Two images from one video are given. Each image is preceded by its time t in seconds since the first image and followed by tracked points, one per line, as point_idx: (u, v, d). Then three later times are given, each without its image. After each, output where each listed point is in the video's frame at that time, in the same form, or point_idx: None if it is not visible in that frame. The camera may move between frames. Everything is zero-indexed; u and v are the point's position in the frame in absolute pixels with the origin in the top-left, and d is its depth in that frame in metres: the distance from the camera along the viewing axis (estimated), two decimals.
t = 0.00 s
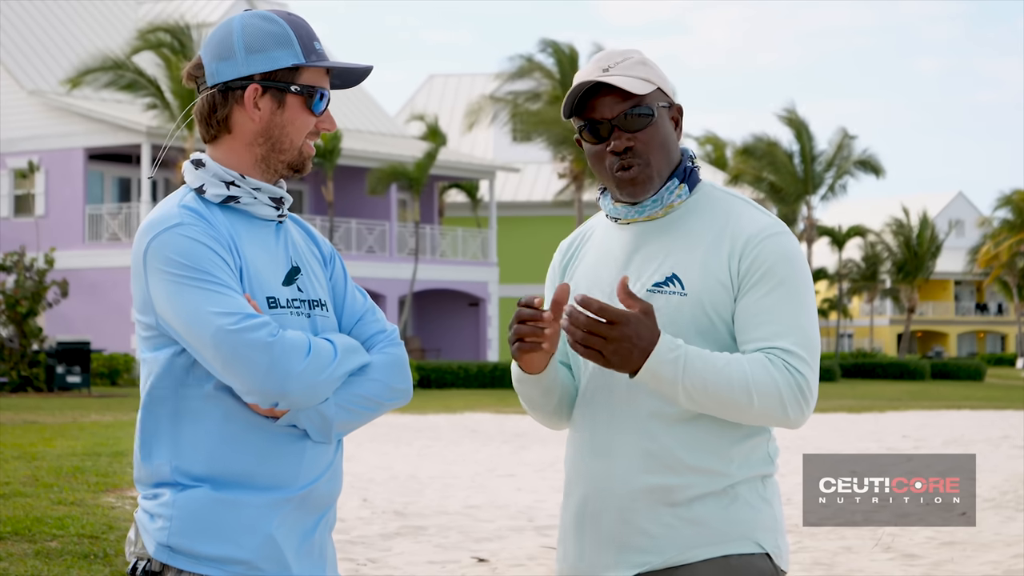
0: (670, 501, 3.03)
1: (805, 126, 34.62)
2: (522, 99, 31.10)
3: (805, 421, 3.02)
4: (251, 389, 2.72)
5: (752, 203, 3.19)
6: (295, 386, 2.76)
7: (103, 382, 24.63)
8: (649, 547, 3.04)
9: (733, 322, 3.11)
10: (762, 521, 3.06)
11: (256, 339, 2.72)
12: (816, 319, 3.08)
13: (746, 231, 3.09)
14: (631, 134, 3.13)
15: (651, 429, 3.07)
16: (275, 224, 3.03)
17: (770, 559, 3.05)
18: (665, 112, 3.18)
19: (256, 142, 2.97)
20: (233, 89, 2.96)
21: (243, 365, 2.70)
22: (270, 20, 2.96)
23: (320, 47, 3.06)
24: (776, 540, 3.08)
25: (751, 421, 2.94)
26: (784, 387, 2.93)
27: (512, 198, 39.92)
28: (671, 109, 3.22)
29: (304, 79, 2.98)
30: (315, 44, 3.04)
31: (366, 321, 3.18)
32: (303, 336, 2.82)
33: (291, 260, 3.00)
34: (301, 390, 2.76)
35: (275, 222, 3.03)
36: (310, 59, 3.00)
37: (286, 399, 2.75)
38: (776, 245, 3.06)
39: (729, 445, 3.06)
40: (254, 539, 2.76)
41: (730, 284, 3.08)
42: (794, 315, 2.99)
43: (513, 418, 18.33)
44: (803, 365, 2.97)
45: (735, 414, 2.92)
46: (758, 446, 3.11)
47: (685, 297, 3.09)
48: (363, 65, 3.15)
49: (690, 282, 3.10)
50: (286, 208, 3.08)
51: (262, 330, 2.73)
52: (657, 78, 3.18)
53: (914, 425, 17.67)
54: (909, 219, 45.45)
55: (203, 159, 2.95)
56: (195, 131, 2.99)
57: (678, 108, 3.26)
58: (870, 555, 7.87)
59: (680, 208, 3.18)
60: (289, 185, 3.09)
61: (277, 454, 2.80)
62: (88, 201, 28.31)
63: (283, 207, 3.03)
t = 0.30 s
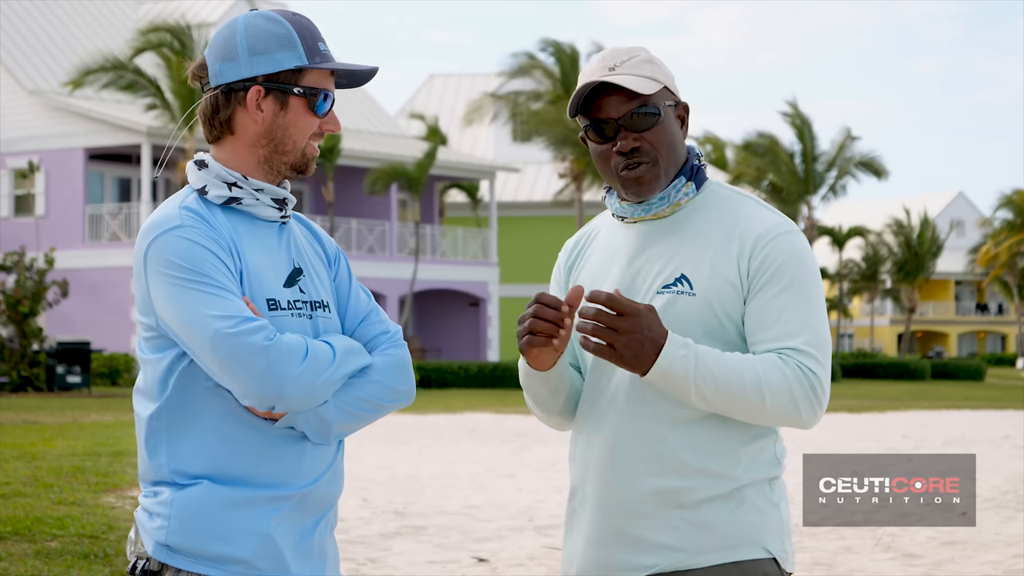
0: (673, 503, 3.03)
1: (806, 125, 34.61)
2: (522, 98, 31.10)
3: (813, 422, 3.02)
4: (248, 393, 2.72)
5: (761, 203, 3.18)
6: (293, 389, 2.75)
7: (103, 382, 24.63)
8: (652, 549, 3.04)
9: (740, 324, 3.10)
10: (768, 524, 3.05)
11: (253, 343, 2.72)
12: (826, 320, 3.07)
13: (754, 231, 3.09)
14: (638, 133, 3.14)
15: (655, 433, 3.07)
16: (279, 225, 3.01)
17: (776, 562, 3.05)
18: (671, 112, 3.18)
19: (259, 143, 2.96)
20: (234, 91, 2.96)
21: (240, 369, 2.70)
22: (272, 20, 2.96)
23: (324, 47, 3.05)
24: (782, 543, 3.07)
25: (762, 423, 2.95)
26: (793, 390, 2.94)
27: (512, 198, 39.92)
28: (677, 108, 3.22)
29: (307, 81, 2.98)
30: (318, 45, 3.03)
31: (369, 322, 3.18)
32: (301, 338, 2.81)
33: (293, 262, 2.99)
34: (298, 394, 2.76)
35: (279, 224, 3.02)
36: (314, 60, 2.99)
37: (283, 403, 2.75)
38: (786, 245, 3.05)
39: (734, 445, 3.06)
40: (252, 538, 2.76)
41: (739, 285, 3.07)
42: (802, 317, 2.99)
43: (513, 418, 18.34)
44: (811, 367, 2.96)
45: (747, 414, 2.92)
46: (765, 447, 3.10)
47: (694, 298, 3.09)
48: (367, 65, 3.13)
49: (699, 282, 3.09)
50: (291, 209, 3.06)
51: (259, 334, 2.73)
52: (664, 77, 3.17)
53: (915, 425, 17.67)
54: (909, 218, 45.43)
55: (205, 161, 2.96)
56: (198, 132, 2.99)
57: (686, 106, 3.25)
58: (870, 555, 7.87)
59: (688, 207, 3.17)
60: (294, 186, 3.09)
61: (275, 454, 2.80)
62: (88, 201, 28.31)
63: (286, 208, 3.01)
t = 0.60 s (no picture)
0: (681, 504, 3.03)
1: (807, 124, 34.64)
2: (523, 97, 31.10)
3: (828, 425, 3.02)
4: (244, 393, 2.71)
5: (771, 201, 3.17)
6: (289, 389, 2.75)
7: (103, 382, 24.63)
8: (661, 551, 3.04)
9: (751, 324, 3.10)
10: (779, 524, 3.04)
11: (247, 343, 2.72)
12: (840, 322, 3.06)
13: (766, 231, 3.08)
14: (650, 131, 3.14)
15: (661, 434, 3.07)
16: (280, 225, 3.01)
17: (789, 564, 3.05)
18: (686, 108, 3.18)
19: (260, 142, 2.96)
20: (237, 89, 2.95)
21: (236, 369, 2.70)
22: (276, 20, 2.96)
23: (328, 47, 3.05)
24: (792, 545, 3.07)
25: (776, 426, 2.95)
26: (808, 394, 2.94)
27: (512, 198, 39.94)
28: (690, 105, 3.21)
29: (308, 80, 2.98)
30: (321, 45, 3.03)
31: (371, 321, 3.17)
32: (298, 338, 2.81)
33: (294, 261, 2.98)
34: (295, 393, 2.76)
35: (279, 223, 3.01)
36: (315, 60, 2.99)
37: (279, 402, 2.75)
38: (798, 245, 3.04)
39: (743, 448, 3.05)
40: (251, 538, 2.75)
41: (750, 284, 3.07)
42: (813, 317, 2.98)
43: (513, 418, 18.34)
44: (823, 370, 2.96)
45: (758, 423, 2.93)
46: (777, 449, 3.10)
47: (705, 298, 3.08)
48: (369, 67, 3.13)
49: (710, 283, 3.08)
50: (291, 209, 3.06)
51: (254, 333, 2.73)
52: (678, 73, 3.17)
53: (915, 424, 17.67)
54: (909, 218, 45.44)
55: (208, 159, 2.95)
56: (200, 131, 2.98)
57: (698, 103, 3.24)
58: (870, 555, 7.86)
59: (698, 206, 3.17)
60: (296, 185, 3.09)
61: (274, 453, 2.79)
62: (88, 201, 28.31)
63: (288, 208, 3.01)
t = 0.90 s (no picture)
0: (688, 507, 3.03)
1: (809, 124, 34.69)
2: (523, 96, 31.11)
3: (843, 427, 3.01)
4: (246, 392, 2.71)
5: (784, 201, 3.17)
6: (290, 388, 2.75)
7: (105, 382, 24.64)
8: (668, 553, 3.05)
9: (764, 326, 3.09)
10: (789, 527, 3.03)
11: (248, 342, 2.71)
12: (855, 323, 3.05)
13: (779, 232, 3.08)
14: (646, 138, 3.13)
15: (668, 435, 3.07)
16: (281, 225, 3.00)
17: (799, 567, 3.03)
18: (687, 110, 3.16)
19: (258, 143, 2.96)
20: (234, 91, 2.95)
21: (237, 369, 2.70)
22: (273, 21, 2.95)
23: (327, 48, 3.04)
24: (804, 549, 3.05)
25: (794, 428, 2.94)
26: (825, 394, 2.93)
27: (513, 198, 40.00)
28: (694, 105, 3.19)
29: (306, 82, 2.97)
30: (320, 46, 3.02)
31: (375, 320, 3.16)
32: (299, 338, 2.81)
33: (296, 260, 2.97)
34: (296, 393, 2.75)
35: (280, 224, 3.00)
36: (313, 61, 2.98)
37: (280, 402, 2.74)
38: (812, 246, 3.03)
39: (753, 449, 3.04)
40: (253, 538, 2.75)
41: (763, 287, 3.07)
42: (827, 318, 2.97)
43: (514, 419, 18.34)
44: (839, 371, 2.96)
45: (779, 423, 2.92)
46: (789, 451, 3.09)
47: (717, 301, 3.08)
48: (371, 67, 3.11)
49: (723, 285, 3.08)
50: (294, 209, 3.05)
51: (254, 334, 2.72)
52: (677, 76, 3.15)
53: (916, 425, 17.65)
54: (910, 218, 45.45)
55: (207, 161, 2.95)
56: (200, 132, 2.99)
57: (705, 103, 3.22)
58: (871, 555, 7.85)
59: (709, 208, 3.17)
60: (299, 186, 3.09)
61: (276, 454, 2.79)
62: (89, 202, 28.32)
63: (289, 208, 3.00)
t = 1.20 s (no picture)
0: (687, 506, 3.03)
1: (809, 123, 34.70)
2: (523, 96, 31.11)
3: (837, 427, 3.02)
4: (245, 392, 2.71)
5: (786, 201, 3.16)
6: (288, 389, 2.75)
7: (104, 381, 24.62)
8: (667, 551, 3.05)
9: (764, 326, 3.10)
10: (786, 528, 3.03)
11: (246, 343, 2.71)
12: (853, 326, 3.06)
13: (783, 232, 3.07)
14: (654, 134, 3.13)
15: (668, 433, 3.08)
16: (281, 224, 3.00)
17: (796, 568, 3.03)
18: (696, 107, 3.15)
19: (258, 142, 2.96)
20: (234, 90, 2.96)
21: (236, 370, 2.70)
22: (272, 19, 2.94)
23: (327, 45, 3.04)
24: (802, 550, 3.05)
25: (784, 425, 2.94)
26: (818, 393, 2.93)
27: (513, 197, 40.01)
28: (704, 102, 3.18)
29: (305, 80, 2.97)
30: (319, 43, 3.02)
31: (376, 319, 3.16)
32: (298, 338, 2.81)
33: (296, 259, 2.97)
34: (294, 393, 2.75)
35: (281, 222, 3.00)
36: (312, 60, 2.97)
37: (279, 402, 2.74)
38: (813, 246, 3.03)
39: (751, 447, 3.04)
40: (253, 538, 2.75)
41: (762, 288, 3.07)
42: (827, 318, 2.97)
43: (514, 417, 18.32)
44: (834, 372, 2.96)
45: (770, 418, 2.91)
46: (787, 451, 3.09)
47: (716, 301, 3.10)
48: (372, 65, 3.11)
49: (722, 287, 3.10)
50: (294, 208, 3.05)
51: (252, 334, 2.72)
52: (686, 73, 3.15)
53: (915, 424, 17.64)
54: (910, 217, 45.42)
55: (208, 160, 2.95)
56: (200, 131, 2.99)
57: (715, 99, 3.21)
58: (871, 554, 7.85)
59: (715, 206, 3.17)
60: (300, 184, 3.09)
61: (276, 455, 2.79)
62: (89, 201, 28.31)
63: (290, 207, 3.00)
